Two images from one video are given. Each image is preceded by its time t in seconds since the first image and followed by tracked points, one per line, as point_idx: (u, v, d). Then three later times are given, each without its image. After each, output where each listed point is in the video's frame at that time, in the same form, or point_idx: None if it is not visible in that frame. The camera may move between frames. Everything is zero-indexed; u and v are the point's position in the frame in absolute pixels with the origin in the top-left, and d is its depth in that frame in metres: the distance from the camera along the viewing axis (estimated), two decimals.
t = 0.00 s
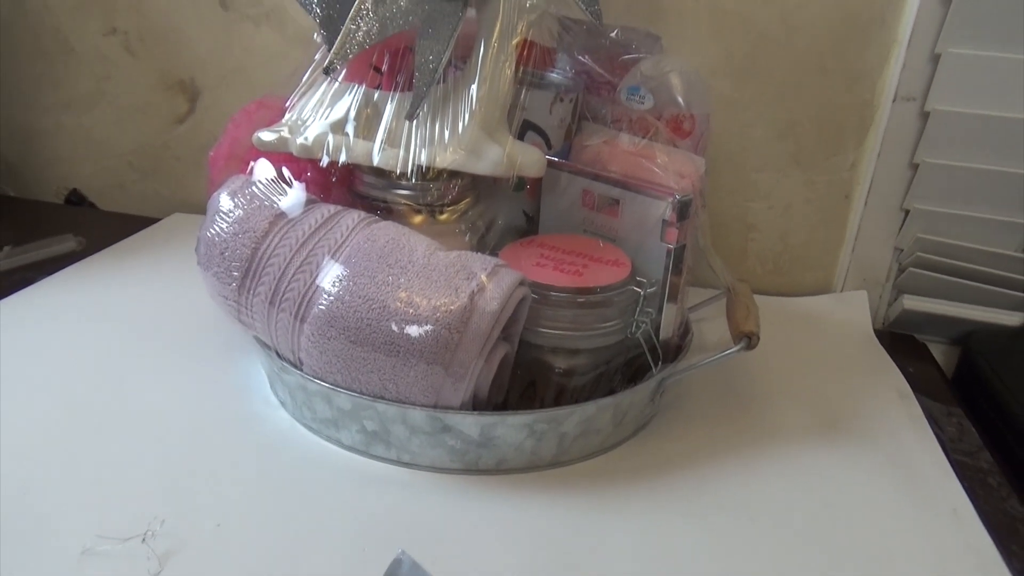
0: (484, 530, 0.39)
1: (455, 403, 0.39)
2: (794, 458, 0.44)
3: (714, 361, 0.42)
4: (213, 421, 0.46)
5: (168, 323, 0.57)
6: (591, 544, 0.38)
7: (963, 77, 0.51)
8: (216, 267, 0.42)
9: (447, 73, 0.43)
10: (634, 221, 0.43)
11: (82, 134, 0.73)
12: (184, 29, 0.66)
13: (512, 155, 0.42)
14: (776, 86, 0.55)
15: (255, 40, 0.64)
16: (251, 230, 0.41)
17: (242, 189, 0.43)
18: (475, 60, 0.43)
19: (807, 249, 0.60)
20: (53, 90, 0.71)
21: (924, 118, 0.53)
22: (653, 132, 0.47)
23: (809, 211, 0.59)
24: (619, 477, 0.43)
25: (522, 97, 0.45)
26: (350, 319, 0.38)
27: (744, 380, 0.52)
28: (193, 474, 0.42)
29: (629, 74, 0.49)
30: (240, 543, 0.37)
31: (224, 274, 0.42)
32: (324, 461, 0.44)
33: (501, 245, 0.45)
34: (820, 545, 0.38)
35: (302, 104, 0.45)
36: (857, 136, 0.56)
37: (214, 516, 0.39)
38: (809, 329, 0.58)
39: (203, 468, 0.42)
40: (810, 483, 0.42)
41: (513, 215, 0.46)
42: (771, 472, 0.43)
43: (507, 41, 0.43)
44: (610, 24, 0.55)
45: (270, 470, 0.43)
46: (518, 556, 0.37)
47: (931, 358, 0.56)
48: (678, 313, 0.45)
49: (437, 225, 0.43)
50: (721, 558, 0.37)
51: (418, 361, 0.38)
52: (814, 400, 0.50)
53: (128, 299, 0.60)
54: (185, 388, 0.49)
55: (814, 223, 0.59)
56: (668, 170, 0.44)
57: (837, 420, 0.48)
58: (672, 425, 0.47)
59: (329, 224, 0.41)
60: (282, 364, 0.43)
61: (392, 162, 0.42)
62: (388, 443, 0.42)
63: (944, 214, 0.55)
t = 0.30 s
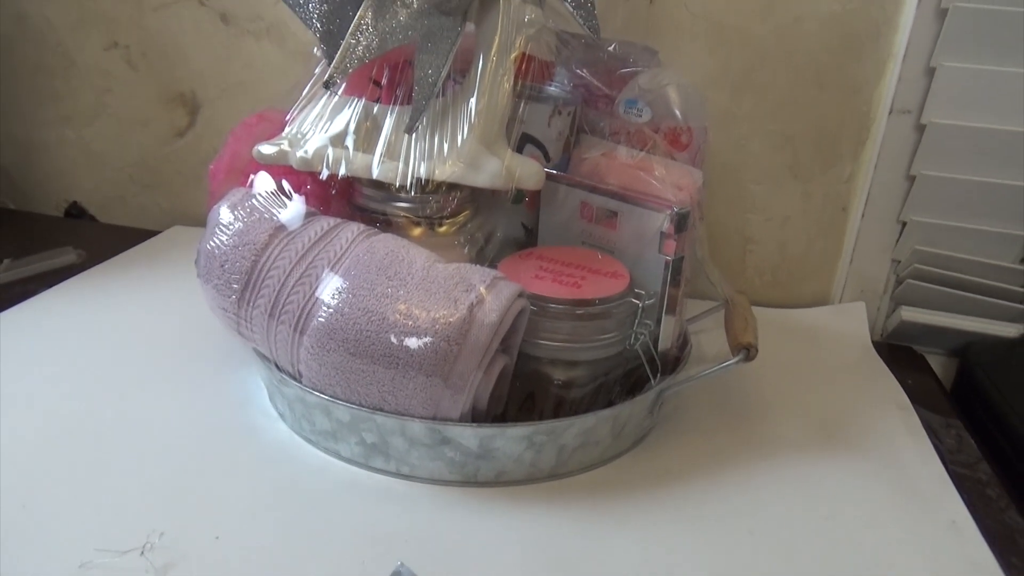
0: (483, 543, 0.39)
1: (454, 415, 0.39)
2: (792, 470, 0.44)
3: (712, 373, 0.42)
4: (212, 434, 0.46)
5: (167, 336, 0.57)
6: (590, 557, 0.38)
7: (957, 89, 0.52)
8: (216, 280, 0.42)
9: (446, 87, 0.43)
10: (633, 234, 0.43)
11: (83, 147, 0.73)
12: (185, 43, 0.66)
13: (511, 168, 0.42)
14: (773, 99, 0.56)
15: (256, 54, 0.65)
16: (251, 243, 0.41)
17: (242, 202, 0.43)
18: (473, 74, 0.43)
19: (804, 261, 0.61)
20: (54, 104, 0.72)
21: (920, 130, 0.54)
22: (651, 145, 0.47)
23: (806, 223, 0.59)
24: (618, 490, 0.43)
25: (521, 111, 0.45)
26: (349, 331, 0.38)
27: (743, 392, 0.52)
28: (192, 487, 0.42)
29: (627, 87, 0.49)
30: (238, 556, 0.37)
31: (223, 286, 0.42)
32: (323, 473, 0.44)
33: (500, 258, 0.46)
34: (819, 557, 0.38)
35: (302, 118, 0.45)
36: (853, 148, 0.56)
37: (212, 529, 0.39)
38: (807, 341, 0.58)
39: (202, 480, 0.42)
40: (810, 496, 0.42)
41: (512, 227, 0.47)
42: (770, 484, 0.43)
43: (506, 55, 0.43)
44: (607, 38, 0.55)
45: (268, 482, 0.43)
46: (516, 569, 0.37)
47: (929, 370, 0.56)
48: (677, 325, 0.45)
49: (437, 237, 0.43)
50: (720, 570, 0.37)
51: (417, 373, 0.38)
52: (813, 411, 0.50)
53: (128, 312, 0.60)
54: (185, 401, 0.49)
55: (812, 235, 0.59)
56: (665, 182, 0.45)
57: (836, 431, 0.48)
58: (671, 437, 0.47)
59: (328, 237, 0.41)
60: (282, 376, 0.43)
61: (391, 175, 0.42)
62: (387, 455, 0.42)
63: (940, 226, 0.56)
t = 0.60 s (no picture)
0: (482, 552, 0.39)
1: (453, 423, 0.39)
2: (792, 478, 0.44)
3: (711, 381, 0.42)
4: (211, 442, 0.46)
5: (167, 344, 0.57)
6: (589, 564, 0.38)
7: (954, 98, 0.52)
8: (216, 288, 0.42)
9: (446, 95, 0.43)
10: (631, 242, 0.44)
11: (83, 156, 0.73)
12: (185, 53, 0.67)
13: (510, 176, 0.43)
14: (770, 108, 0.56)
15: (256, 63, 0.65)
16: (251, 251, 0.41)
17: (243, 211, 0.43)
18: (473, 84, 0.44)
19: (802, 269, 0.61)
20: (55, 113, 0.72)
21: (917, 139, 0.54)
22: (648, 154, 0.47)
23: (804, 232, 0.59)
24: (617, 497, 0.43)
25: (520, 120, 0.45)
26: (349, 339, 0.38)
27: (742, 399, 0.52)
28: (191, 495, 0.42)
29: (625, 96, 0.49)
30: (237, 564, 0.37)
31: (223, 294, 0.42)
32: (323, 481, 0.44)
33: (500, 266, 0.46)
34: (818, 565, 0.38)
35: (302, 127, 0.45)
36: (850, 157, 0.56)
37: (210, 538, 0.39)
38: (806, 349, 0.58)
39: (200, 489, 0.42)
40: (809, 503, 0.42)
41: (511, 235, 0.47)
42: (769, 492, 0.43)
43: (505, 65, 0.44)
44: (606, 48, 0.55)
45: (267, 491, 0.43)
46: None
47: (928, 378, 0.56)
48: (676, 332, 0.46)
49: (436, 246, 0.43)
50: None
51: (417, 381, 0.38)
52: (812, 419, 0.50)
53: (127, 321, 0.60)
54: (184, 409, 0.49)
55: (810, 243, 0.60)
56: (664, 191, 0.45)
57: (835, 439, 0.48)
58: (670, 445, 0.47)
59: (328, 245, 0.41)
60: (281, 385, 0.43)
61: (391, 184, 0.42)
62: (387, 463, 0.42)
63: (938, 234, 0.56)
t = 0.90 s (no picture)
0: (481, 561, 0.39)
1: (452, 432, 0.39)
2: (791, 486, 0.44)
3: (710, 390, 0.42)
4: (209, 451, 0.46)
5: (165, 353, 0.57)
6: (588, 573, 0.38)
7: (950, 108, 0.52)
8: (215, 297, 0.42)
9: (445, 105, 0.44)
10: (630, 250, 0.44)
11: (83, 166, 0.73)
12: (185, 63, 0.67)
13: (509, 185, 0.43)
14: (767, 117, 0.56)
15: (256, 74, 0.66)
16: (250, 260, 0.41)
17: (242, 220, 0.43)
18: (471, 94, 0.44)
19: (800, 277, 0.61)
20: (55, 123, 0.72)
21: (913, 148, 0.54)
22: (647, 162, 0.48)
23: (802, 240, 0.59)
24: (616, 506, 0.43)
25: (518, 129, 0.46)
26: (348, 347, 0.39)
27: (740, 408, 0.52)
28: (190, 505, 0.42)
29: (623, 106, 0.50)
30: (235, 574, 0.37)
31: (222, 303, 0.42)
32: (322, 490, 0.44)
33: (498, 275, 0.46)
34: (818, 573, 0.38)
35: (302, 137, 0.46)
36: (848, 166, 0.57)
37: (209, 547, 0.39)
38: (805, 357, 0.58)
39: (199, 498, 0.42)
40: (807, 511, 0.42)
41: (510, 244, 0.47)
42: (768, 500, 0.43)
43: (504, 75, 0.44)
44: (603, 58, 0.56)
45: (265, 500, 0.42)
46: None
47: (926, 386, 0.56)
48: (675, 340, 0.46)
49: (435, 254, 0.43)
50: None
51: (416, 390, 0.38)
52: (810, 427, 0.50)
53: (126, 330, 0.60)
54: (183, 418, 0.49)
55: (807, 252, 0.60)
56: (662, 200, 0.45)
57: (834, 447, 0.48)
58: (669, 454, 0.47)
59: (327, 254, 0.41)
60: (280, 393, 0.43)
61: (390, 193, 0.42)
62: (386, 472, 0.42)
63: (935, 242, 0.56)
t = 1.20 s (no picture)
0: (480, 567, 0.39)
1: (452, 438, 0.39)
2: (790, 492, 0.44)
3: (709, 396, 0.42)
4: (209, 457, 0.46)
5: (164, 359, 0.57)
6: None
7: (947, 114, 0.52)
8: (215, 304, 0.43)
9: (444, 112, 0.44)
10: (629, 256, 0.44)
11: (83, 173, 0.74)
12: (185, 70, 0.67)
13: (508, 192, 0.43)
14: (765, 124, 0.56)
15: (256, 81, 0.66)
16: (250, 266, 0.41)
17: (242, 226, 0.44)
18: (470, 101, 0.44)
19: (799, 283, 0.61)
20: (55, 130, 0.72)
21: (911, 154, 0.54)
22: (645, 168, 0.48)
23: (800, 246, 0.60)
24: (615, 512, 0.43)
25: (517, 135, 0.45)
26: (347, 353, 0.39)
27: (739, 413, 0.52)
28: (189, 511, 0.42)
29: (622, 112, 0.50)
30: None
31: (222, 310, 0.42)
32: (321, 497, 0.44)
33: (497, 281, 0.46)
34: None
35: (301, 143, 0.46)
36: (845, 173, 0.57)
37: (207, 553, 0.39)
38: (804, 363, 0.58)
39: (198, 504, 0.42)
40: (806, 517, 0.42)
41: (509, 250, 0.47)
42: (768, 506, 0.43)
43: (503, 82, 0.44)
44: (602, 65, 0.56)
45: (264, 506, 0.42)
46: None
47: (925, 391, 0.57)
48: (675, 346, 0.46)
49: (435, 260, 0.44)
50: None
51: (415, 396, 0.38)
52: (809, 432, 0.50)
53: (125, 336, 0.60)
54: (182, 425, 0.49)
55: (806, 258, 0.60)
56: (661, 206, 0.45)
57: (833, 452, 0.48)
58: (668, 460, 0.47)
59: (327, 260, 0.41)
60: (279, 400, 0.43)
61: (389, 200, 0.42)
62: (385, 478, 0.42)
63: (933, 248, 0.56)
